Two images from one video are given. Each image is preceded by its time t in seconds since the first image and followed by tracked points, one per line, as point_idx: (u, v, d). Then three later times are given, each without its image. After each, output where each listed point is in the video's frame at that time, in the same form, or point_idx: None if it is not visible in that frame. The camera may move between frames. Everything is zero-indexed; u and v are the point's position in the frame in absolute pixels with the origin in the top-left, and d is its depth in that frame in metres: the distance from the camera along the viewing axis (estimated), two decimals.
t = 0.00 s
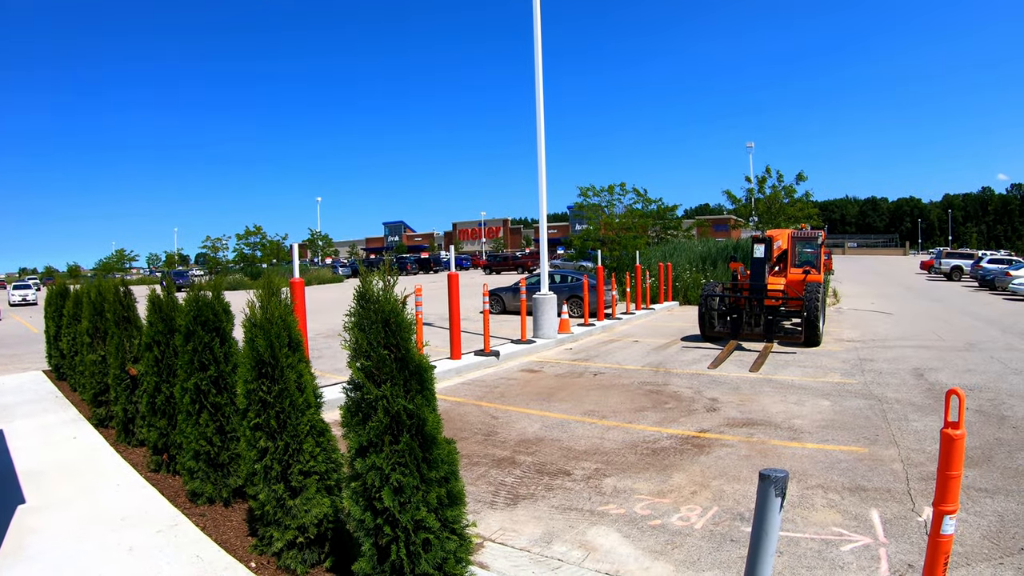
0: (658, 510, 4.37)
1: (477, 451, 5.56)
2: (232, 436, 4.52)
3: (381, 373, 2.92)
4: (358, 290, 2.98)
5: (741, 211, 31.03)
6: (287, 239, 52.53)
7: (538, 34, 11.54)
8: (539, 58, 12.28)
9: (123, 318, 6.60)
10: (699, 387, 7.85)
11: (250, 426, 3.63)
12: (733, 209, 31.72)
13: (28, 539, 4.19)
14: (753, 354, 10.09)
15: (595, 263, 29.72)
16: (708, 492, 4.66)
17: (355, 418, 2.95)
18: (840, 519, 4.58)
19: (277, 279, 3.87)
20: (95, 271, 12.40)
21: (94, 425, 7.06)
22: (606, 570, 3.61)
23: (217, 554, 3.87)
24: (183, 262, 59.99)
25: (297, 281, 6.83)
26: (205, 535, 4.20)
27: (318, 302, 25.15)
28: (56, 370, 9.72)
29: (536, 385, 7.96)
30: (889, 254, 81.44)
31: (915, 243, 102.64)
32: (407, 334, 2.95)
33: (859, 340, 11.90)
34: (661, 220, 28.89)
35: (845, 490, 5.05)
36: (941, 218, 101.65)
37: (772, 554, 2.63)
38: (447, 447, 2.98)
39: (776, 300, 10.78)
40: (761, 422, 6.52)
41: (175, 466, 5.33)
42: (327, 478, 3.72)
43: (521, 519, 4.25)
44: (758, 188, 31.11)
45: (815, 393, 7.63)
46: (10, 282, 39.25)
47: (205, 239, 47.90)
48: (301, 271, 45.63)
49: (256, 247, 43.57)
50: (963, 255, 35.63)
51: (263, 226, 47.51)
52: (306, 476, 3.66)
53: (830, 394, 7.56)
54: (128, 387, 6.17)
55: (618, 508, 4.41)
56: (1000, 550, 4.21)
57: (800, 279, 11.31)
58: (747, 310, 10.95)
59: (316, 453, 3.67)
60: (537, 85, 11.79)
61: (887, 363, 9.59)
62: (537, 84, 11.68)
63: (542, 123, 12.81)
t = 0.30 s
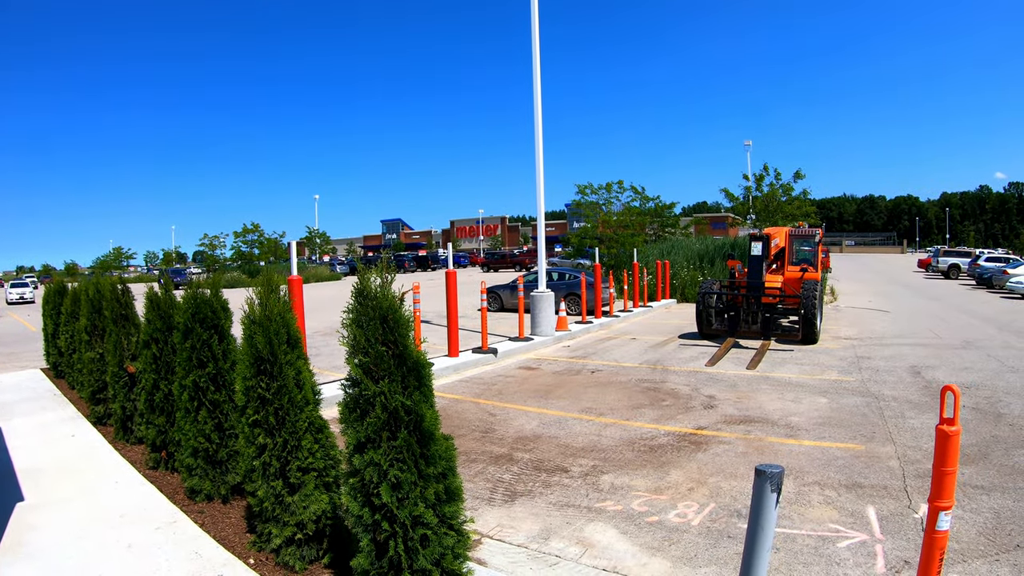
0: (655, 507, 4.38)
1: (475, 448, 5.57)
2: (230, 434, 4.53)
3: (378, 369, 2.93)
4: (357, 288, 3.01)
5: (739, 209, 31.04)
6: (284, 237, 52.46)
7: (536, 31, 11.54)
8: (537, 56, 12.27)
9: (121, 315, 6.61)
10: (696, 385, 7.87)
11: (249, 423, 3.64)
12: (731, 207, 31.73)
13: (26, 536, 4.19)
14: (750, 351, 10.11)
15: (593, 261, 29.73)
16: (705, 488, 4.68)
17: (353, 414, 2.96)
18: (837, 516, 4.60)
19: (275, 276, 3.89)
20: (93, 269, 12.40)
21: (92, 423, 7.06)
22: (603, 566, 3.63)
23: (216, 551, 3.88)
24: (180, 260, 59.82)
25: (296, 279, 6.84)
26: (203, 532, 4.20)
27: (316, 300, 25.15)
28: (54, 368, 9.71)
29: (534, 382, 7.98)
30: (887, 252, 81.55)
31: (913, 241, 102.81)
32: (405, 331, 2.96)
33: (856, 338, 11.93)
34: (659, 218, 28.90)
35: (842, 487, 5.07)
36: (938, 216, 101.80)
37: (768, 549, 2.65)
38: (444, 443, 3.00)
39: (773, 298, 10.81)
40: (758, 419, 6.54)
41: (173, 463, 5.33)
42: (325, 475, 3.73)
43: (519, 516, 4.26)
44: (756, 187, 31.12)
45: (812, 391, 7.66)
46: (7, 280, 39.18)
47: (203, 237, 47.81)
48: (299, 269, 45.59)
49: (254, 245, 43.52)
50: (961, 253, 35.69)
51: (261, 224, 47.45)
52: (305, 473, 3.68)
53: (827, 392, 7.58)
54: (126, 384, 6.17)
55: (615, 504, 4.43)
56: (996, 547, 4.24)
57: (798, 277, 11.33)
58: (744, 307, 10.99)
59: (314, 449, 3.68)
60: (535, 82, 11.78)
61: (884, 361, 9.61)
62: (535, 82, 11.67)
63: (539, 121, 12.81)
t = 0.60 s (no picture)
0: (653, 505, 4.39)
1: (473, 447, 5.58)
2: (229, 431, 4.54)
3: (377, 367, 2.94)
4: (356, 285, 3.01)
5: (738, 209, 31.06)
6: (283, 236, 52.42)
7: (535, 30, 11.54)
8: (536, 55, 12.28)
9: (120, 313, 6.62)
10: (694, 384, 7.88)
11: (248, 421, 3.65)
12: (729, 207, 31.75)
13: (25, 533, 4.19)
14: (749, 351, 10.12)
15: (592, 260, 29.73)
16: (703, 487, 4.69)
17: (352, 412, 2.97)
18: (835, 514, 4.62)
19: (275, 274, 3.89)
20: (91, 267, 12.39)
21: (91, 420, 7.07)
22: (601, 564, 3.63)
23: (215, 548, 3.89)
24: (180, 259, 59.77)
25: (295, 277, 6.85)
26: (202, 529, 4.21)
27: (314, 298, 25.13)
28: (52, 366, 9.70)
29: (532, 381, 7.98)
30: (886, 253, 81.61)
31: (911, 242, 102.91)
32: (404, 328, 2.97)
33: (855, 338, 11.94)
34: (658, 218, 28.92)
35: (840, 486, 5.08)
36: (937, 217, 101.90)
37: (766, 547, 2.66)
38: (443, 441, 3.01)
39: (772, 298, 10.82)
40: (756, 418, 6.55)
41: (172, 460, 5.33)
42: (324, 473, 3.74)
43: (517, 514, 4.27)
44: (755, 186, 31.13)
45: (810, 390, 7.67)
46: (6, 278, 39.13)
47: (202, 236, 47.76)
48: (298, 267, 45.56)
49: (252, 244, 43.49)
50: (959, 253, 35.74)
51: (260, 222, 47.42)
52: (303, 470, 3.68)
53: (825, 391, 7.59)
54: (125, 381, 6.18)
55: (613, 503, 4.44)
56: (993, 546, 4.25)
57: (796, 277, 11.34)
58: (743, 307, 11.00)
59: (313, 446, 3.69)
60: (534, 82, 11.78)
61: (883, 361, 9.63)
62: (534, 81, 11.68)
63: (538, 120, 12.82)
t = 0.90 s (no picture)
0: (651, 506, 4.40)
1: (472, 447, 5.58)
2: (228, 430, 4.55)
3: (377, 366, 2.95)
4: (356, 285, 3.01)
5: (738, 210, 31.08)
6: (282, 235, 52.38)
7: (536, 31, 11.54)
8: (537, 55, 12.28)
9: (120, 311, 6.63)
10: (693, 385, 7.89)
11: (247, 420, 3.65)
12: (729, 208, 31.75)
13: (23, 532, 4.19)
14: (747, 352, 10.12)
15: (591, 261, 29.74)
16: (701, 488, 4.70)
17: (351, 411, 2.97)
18: (832, 516, 4.62)
19: (275, 274, 3.90)
20: (92, 265, 12.40)
21: (90, 419, 7.07)
22: (599, 565, 3.64)
23: (213, 547, 3.89)
24: (180, 258, 59.76)
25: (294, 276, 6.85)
26: (200, 528, 4.21)
27: (314, 297, 25.10)
28: (52, 364, 9.70)
29: (530, 381, 7.99)
30: (885, 254, 81.62)
31: (911, 244, 102.97)
32: (403, 328, 2.98)
33: (854, 340, 11.95)
34: (657, 218, 28.94)
35: (838, 487, 5.09)
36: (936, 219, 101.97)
37: (763, 548, 2.67)
38: (441, 441, 3.02)
39: (771, 299, 10.82)
40: (754, 420, 6.56)
41: (171, 459, 5.33)
42: (322, 472, 3.74)
43: (515, 514, 4.27)
44: (754, 187, 31.13)
45: (808, 392, 7.68)
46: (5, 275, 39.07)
47: (201, 234, 47.75)
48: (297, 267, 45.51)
49: (251, 243, 43.49)
50: (959, 256, 35.76)
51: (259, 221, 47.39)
52: (302, 469, 3.69)
53: (824, 393, 7.60)
54: (124, 380, 6.17)
55: (611, 503, 4.44)
56: (991, 548, 4.26)
57: (795, 278, 11.34)
58: (742, 308, 11.02)
59: (312, 446, 3.69)
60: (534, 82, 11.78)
61: (881, 362, 9.64)
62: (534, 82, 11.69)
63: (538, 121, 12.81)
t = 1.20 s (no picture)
0: (647, 507, 4.40)
1: (468, 447, 5.58)
2: (223, 428, 4.54)
3: (373, 366, 2.94)
4: (353, 284, 3.01)
5: (735, 212, 31.12)
6: (279, 234, 52.32)
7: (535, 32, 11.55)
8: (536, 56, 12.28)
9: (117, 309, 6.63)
10: (689, 386, 7.89)
11: (243, 418, 3.65)
12: (727, 211, 31.79)
13: (17, 529, 4.17)
14: (744, 354, 10.13)
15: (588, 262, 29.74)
16: (697, 490, 4.70)
17: (347, 410, 2.98)
18: (828, 518, 4.63)
19: (272, 273, 3.90)
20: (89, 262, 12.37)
21: (86, 416, 7.06)
22: (595, 566, 3.64)
23: (208, 545, 3.89)
24: (178, 256, 59.67)
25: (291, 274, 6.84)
26: (196, 526, 4.20)
27: (311, 296, 25.08)
28: (48, 361, 9.68)
29: (526, 382, 8.00)
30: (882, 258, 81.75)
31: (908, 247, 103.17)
32: (399, 328, 2.98)
33: (850, 343, 11.97)
34: (655, 220, 28.96)
35: (834, 490, 5.09)
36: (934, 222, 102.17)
37: (758, 550, 2.67)
38: (437, 441, 3.02)
39: (767, 301, 10.83)
40: (750, 422, 6.57)
41: (167, 457, 5.32)
42: (318, 472, 3.74)
43: (511, 515, 4.27)
44: (752, 190, 31.17)
45: (804, 394, 7.69)
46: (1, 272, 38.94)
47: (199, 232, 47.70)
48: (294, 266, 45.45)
49: (249, 241, 43.43)
50: (956, 259, 35.82)
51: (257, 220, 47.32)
52: (298, 468, 3.69)
53: (820, 396, 7.61)
54: (121, 378, 6.16)
55: (607, 504, 4.45)
56: (987, 552, 4.27)
57: (793, 281, 11.36)
58: (739, 310, 11.03)
59: (308, 445, 3.69)
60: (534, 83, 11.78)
61: (878, 365, 9.65)
62: (533, 83, 11.70)
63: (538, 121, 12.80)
